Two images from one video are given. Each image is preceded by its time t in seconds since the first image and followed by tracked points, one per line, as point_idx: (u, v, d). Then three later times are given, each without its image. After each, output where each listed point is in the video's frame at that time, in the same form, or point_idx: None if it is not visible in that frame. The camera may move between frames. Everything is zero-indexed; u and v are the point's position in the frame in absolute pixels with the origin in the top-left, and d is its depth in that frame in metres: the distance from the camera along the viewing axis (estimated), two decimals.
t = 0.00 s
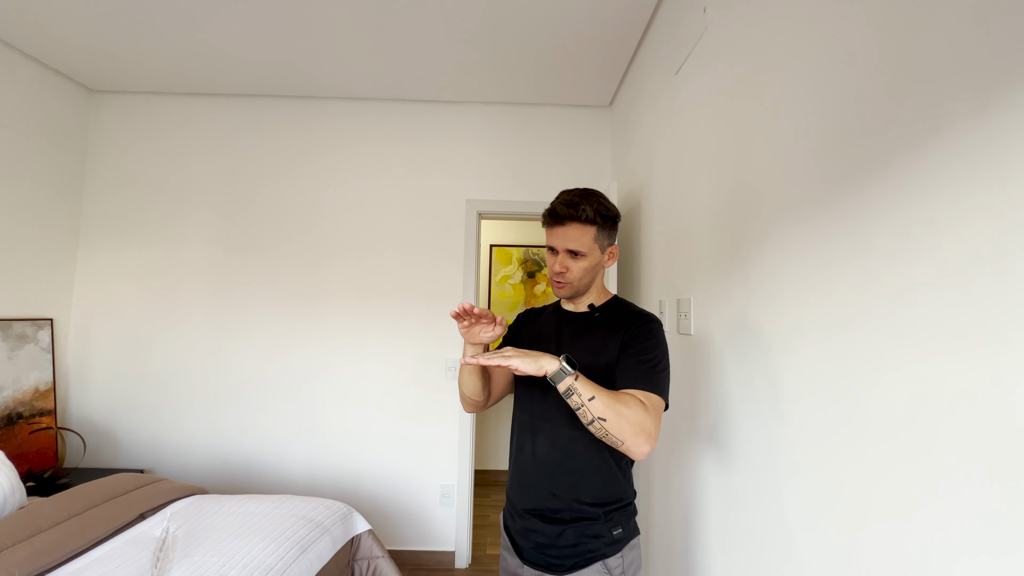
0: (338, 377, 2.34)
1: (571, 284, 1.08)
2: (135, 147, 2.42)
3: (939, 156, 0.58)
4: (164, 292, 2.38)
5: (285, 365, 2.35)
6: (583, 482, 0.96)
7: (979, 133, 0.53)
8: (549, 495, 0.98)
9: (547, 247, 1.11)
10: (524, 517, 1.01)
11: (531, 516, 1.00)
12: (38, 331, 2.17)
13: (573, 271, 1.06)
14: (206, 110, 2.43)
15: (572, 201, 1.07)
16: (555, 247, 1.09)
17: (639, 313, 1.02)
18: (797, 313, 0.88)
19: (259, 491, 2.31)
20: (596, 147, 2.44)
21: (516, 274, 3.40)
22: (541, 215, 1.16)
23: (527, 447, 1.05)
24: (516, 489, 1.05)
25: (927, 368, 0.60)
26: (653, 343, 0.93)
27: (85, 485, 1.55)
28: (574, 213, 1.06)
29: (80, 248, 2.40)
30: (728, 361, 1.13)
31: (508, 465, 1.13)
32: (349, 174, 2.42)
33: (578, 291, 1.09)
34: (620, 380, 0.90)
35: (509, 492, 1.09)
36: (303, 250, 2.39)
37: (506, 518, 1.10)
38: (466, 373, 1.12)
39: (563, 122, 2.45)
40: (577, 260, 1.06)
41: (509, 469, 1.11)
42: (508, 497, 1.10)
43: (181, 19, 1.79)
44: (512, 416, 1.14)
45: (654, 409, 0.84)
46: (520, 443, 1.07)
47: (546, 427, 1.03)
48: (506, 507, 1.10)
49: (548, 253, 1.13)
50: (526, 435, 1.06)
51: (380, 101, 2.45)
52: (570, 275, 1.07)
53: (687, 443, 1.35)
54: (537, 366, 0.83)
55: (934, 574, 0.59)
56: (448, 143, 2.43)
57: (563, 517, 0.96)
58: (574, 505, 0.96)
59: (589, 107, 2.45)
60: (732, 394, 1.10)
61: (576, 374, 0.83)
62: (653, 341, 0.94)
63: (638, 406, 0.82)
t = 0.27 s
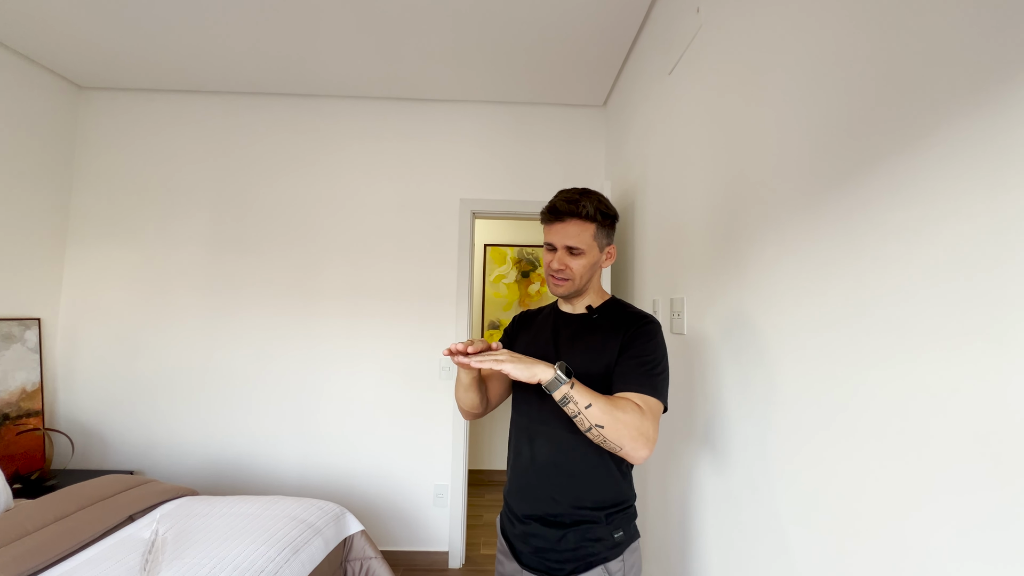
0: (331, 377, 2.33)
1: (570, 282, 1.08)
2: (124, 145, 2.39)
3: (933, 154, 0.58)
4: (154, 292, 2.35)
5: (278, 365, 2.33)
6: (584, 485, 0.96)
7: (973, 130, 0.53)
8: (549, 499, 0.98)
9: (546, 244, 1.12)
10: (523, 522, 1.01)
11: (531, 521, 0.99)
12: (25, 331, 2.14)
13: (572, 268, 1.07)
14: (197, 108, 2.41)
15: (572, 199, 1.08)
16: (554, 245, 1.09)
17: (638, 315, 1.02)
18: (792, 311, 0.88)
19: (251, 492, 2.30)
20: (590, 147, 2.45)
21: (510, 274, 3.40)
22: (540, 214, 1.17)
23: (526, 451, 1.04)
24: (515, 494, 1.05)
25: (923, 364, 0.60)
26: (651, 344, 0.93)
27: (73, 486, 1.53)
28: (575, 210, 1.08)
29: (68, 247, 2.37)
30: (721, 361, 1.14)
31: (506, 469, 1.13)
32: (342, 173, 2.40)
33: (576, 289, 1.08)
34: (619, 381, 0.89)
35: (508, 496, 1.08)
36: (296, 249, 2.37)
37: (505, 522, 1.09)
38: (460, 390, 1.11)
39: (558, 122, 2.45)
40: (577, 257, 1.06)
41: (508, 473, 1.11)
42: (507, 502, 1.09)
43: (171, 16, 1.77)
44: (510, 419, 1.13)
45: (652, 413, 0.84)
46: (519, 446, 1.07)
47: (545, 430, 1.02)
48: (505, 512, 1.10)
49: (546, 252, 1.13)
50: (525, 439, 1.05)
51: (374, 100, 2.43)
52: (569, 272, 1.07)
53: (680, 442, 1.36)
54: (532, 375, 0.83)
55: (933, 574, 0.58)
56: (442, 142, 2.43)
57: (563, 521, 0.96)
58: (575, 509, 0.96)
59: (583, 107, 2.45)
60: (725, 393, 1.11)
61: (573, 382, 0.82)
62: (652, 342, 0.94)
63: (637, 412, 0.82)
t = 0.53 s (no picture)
0: (325, 378, 2.32)
1: (566, 282, 1.08)
2: (116, 144, 2.37)
3: (925, 155, 0.58)
4: (145, 292, 2.33)
5: (271, 366, 2.32)
6: (584, 490, 0.97)
7: (963, 132, 0.53)
8: (549, 504, 0.99)
9: (542, 245, 1.12)
10: (524, 527, 1.01)
11: (532, 526, 1.00)
12: (14, 332, 2.12)
13: (569, 269, 1.07)
14: (190, 107, 2.40)
15: (568, 200, 1.09)
16: (550, 245, 1.10)
17: (636, 317, 1.02)
18: (788, 311, 0.88)
19: (244, 494, 2.29)
20: (584, 148, 2.46)
21: (504, 274, 3.40)
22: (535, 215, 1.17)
23: (525, 456, 1.05)
24: (515, 499, 1.05)
25: (917, 361, 0.59)
26: (649, 346, 0.94)
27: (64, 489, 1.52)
28: (571, 211, 1.09)
29: (59, 247, 2.35)
30: (715, 362, 1.15)
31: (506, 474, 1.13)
32: (336, 173, 2.40)
33: (572, 290, 1.09)
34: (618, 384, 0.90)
35: (508, 501, 1.09)
36: (289, 249, 2.36)
37: (504, 527, 1.10)
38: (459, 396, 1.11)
39: (552, 122, 2.46)
40: (573, 257, 1.07)
41: (507, 478, 1.11)
42: (506, 507, 1.10)
43: (163, 15, 1.76)
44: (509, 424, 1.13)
45: (650, 412, 0.85)
46: (518, 451, 1.07)
47: (544, 435, 1.03)
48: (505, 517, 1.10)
49: (542, 253, 1.13)
50: (524, 444, 1.06)
51: (368, 99, 2.43)
52: (565, 273, 1.08)
53: (674, 442, 1.37)
54: (530, 374, 0.83)
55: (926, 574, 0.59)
56: (437, 142, 2.42)
57: (564, 526, 0.97)
58: (575, 514, 0.96)
59: (578, 108, 2.46)
60: (719, 394, 1.12)
61: (571, 382, 0.83)
62: (650, 345, 0.94)
63: (635, 412, 0.83)
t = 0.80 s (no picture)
0: (319, 378, 2.31)
1: (564, 282, 1.08)
2: (106, 142, 2.35)
3: (924, 153, 0.58)
4: (136, 292, 2.31)
5: (263, 366, 2.31)
6: (582, 492, 0.97)
7: (954, 137, 0.54)
8: (547, 506, 0.99)
9: (540, 245, 1.13)
10: (521, 530, 1.02)
11: (529, 529, 1.00)
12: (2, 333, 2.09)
13: (567, 268, 1.08)
14: (182, 105, 2.37)
15: (566, 200, 1.10)
16: (548, 245, 1.11)
17: (634, 318, 1.03)
18: (784, 310, 0.88)
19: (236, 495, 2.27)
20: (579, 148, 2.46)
21: (499, 274, 3.40)
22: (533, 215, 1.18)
23: (523, 458, 1.05)
24: (513, 501, 1.05)
25: (918, 358, 0.59)
26: (647, 346, 0.95)
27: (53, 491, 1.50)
28: (569, 211, 1.10)
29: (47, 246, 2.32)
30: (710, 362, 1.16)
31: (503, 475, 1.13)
32: (330, 172, 2.39)
33: (570, 290, 1.09)
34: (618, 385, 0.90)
35: (505, 503, 1.09)
36: (282, 249, 2.35)
37: (502, 529, 1.10)
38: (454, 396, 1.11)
39: (547, 122, 2.46)
40: (571, 257, 1.08)
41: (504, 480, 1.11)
42: (504, 509, 1.10)
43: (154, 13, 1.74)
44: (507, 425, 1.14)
45: (653, 415, 0.85)
46: (516, 453, 1.07)
47: (542, 437, 1.03)
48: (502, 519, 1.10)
49: (540, 253, 1.14)
50: (522, 446, 1.06)
51: (363, 98, 2.42)
52: (563, 272, 1.08)
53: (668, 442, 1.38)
54: (536, 372, 0.84)
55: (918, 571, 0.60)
56: (431, 142, 2.42)
57: (561, 528, 0.97)
58: (573, 516, 0.96)
59: (572, 108, 2.46)
60: (714, 393, 1.13)
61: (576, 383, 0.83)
62: (649, 346, 0.95)
63: (639, 414, 0.83)
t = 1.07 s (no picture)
0: (313, 378, 2.30)
1: (561, 281, 1.08)
2: (97, 140, 2.32)
3: (923, 151, 0.58)
4: (127, 292, 2.29)
5: (257, 366, 2.29)
6: (578, 492, 0.97)
7: (947, 139, 0.55)
8: (542, 506, 0.99)
9: (536, 245, 1.13)
10: (517, 529, 1.02)
11: (525, 528, 1.00)
12: None
13: (563, 267, 1.08)
14: (174, 103, 2.35)
15: (560, 199, 1.11)
16: (544, 244, 1.11)
17: (630, 317, 1.03)
18: (778, 309, 0.89)
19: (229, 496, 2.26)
20: (573, 149, 2.47)
21: (494, 274, 3.40)
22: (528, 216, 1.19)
23: (518, 457, 1.05)
24: (508, 501, 1.05)
25: (910, 356, 0.60)
26: (644, 344, 0.95)
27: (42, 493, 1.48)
28: (563, 210, 1.11)
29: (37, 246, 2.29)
30: (704, 361, 1.17)
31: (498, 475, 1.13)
32: (324, 172, 2.38)
33: (568, 289, 1.09)
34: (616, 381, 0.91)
35: (500, 503, 1.09)
36: (276, 249, 2.34)
37: (497, 529, 1.10)
38: (448, 377, 1.10)
39: (542, 122, 2.47)
40: (567, 255, 1.08)
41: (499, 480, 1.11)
42: (499, 509, 1.10)
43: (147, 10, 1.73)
44: (502, 424, 1.13)
45: (647, 401, 0.86)
46: (511, 453, 1.07)
47: (538, 436, 1.03)
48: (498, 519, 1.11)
49: (535, 252, 1.14)
50: (518, 445, 1.06)
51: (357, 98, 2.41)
52: (559, 271, 1.08)
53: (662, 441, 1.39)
54: (534, 346, 0.83)
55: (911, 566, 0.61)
56: (426, 141, 2.42)
57: (557, 528, 0.97)
58: (569, 516, 0.97)
59: (567, 108, 2.47)
60: (709, 392, 1.14)
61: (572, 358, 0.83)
62: (645, 343, 0.95)
63: (633, 395, 0.83)
